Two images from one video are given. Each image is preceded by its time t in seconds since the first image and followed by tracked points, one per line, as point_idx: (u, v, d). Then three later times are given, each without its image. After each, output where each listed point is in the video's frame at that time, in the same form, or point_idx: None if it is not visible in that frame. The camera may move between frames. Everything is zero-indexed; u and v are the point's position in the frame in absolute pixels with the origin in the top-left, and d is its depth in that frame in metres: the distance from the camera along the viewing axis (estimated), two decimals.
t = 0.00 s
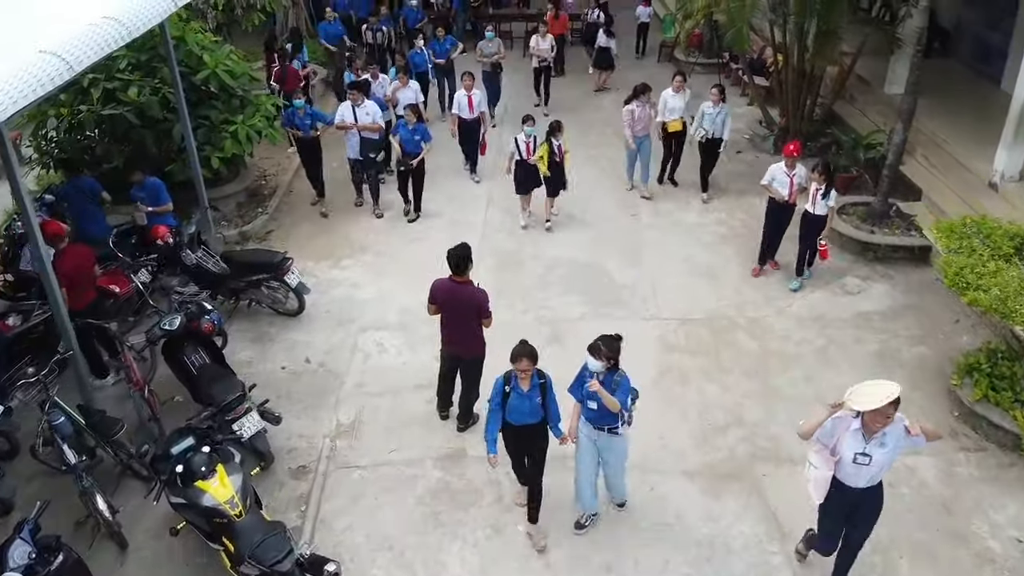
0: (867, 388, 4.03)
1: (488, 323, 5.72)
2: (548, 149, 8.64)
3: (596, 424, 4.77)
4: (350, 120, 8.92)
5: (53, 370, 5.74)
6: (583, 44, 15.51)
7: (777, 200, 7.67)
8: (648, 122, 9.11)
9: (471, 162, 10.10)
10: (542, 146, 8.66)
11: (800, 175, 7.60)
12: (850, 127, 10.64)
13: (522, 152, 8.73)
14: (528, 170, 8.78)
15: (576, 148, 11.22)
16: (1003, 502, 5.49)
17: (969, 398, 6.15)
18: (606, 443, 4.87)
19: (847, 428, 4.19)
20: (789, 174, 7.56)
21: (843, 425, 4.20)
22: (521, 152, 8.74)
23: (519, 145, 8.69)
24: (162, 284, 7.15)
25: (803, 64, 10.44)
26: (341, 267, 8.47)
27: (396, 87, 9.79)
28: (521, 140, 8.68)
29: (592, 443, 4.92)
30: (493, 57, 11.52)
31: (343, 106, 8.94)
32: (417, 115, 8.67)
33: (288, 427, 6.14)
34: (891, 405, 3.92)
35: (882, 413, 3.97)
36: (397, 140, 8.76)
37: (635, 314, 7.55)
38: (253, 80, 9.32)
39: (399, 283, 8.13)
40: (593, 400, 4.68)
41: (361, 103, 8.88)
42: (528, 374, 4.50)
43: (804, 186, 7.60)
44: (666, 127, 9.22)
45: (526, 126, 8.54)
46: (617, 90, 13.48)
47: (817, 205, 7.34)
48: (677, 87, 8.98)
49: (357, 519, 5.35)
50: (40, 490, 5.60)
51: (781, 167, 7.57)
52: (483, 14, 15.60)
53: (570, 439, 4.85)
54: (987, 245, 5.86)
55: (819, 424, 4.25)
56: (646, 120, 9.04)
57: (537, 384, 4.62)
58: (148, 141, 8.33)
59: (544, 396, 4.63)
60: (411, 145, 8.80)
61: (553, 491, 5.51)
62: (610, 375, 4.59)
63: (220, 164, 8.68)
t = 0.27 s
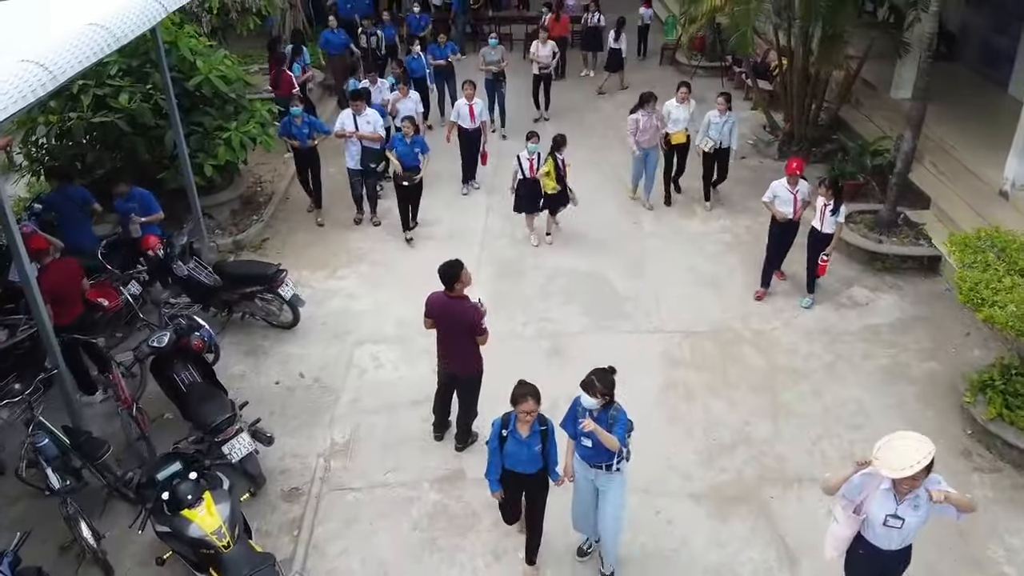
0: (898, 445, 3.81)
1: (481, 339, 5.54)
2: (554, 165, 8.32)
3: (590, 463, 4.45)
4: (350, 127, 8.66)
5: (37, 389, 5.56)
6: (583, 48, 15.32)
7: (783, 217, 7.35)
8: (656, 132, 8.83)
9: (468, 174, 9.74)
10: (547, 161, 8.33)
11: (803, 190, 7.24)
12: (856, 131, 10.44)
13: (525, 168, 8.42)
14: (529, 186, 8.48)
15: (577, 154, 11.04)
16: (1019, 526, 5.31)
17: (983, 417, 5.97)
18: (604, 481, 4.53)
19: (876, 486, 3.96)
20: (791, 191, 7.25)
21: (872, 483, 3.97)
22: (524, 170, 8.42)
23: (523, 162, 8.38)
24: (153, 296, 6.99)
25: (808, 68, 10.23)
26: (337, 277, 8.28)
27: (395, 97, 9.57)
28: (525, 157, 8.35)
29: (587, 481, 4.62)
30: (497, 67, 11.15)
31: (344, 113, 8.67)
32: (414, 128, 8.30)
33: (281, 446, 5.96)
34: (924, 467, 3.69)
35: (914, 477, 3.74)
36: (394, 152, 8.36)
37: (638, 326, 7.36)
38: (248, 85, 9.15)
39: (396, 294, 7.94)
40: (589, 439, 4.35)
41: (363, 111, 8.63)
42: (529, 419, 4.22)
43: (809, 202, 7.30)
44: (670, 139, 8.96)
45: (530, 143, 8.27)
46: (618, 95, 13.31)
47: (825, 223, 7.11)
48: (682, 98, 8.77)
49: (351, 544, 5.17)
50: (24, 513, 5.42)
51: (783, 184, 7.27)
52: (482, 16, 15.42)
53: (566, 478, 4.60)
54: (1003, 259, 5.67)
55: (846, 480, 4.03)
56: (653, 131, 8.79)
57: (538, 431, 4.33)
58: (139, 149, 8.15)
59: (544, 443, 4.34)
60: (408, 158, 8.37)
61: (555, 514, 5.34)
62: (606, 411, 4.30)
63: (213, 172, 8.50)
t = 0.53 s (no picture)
0: (930, 513, 3.47)
1: (469, 356, 5.30)
2: (558, 180, 7.79)
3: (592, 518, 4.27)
4: (348, 138, 8.35)
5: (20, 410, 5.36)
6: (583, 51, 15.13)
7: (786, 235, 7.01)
8: (658, 145, 8.53)
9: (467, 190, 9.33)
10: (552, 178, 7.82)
11: (804, 205, 6.93)
12: (862, 137, 10.25)
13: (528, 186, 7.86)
14: (534, 204, 7.93)
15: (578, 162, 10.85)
16: None
17: (998, 437, 5.78)
18: (607, 537, 4.36)
19: (905, 555, 3.58)
20: (793, 206, 6.92)
21: (900, 550, 3.60)
22: (526, 186, 7.88)
23: (524, 179, 7.84)
24: (142, 309, 6.81)
25: (814, 71, 10.02)
26: (333, 288, 8.08)
27: (396, 107, 9.22)
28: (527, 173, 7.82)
29: (589, 534, 4.43)
30: (501, 78, 10.93)
31: (340, 124, 8.40)
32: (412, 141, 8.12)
33: (273, 468, 5.76)
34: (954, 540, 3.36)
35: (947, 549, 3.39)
36: (392, 168, 8.12)
37: (642, 339, 7.16)
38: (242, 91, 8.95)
39: (393, 305, 7.75)
40: (591, 494, 4.16)
41: (360, 122, 8.33)
42: (518, 470, 4.00)
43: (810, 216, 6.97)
44: (674, 152, 8.67)
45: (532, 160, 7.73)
46: (619, 99, 13.13)
47: (834, 238, 6.91)
48: (688, 111, 8.54)
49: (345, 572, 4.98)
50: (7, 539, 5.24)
51: (784, 200, 6.92)
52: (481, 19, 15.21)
53: (567, 535, 4.40)
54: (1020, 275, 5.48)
55: (870, 546, 3.69)
56: (656, 144, 8.50)
57: (528, 483, 4.11)
58: (131, 157, 7.97)
59: (534, 495, 4.12)
60: (406, 172, 8.14)
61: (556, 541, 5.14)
62: (612, 464, 4.08)
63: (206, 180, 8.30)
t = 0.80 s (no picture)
0: None
1: (453, 373, 5.03)
2: (565, 198, 7.52)
3: None
4: (342, 145, 8.06)
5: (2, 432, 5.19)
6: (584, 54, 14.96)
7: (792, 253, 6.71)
8: (657, 157, 8.31)
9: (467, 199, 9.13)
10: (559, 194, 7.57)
11: (811, 224, 6.61)
12: (869, 143, 10.06)
13: (532, 205, 7.54)
14: (541, 223, 7.62)
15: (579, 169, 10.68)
16: None
17: (1015, 459, 5.60)
18: None
19: None
20: (798, 225, 6.62)
21: None
22: (530, 207, 7.55)
23: (529, 198, 7.51)
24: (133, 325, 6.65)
25: (819, 76, 9.83)
26: (328, 299, 7.89)
27: (395, 117, 8.97)
28: (532, 192, 7.50)
29: None
30: (504, 87, 10.54)
31: (333, 135, 8.12)
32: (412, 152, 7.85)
33: (265, 491, 5.57)
34: None
35: None
36: (391, 182, 7.90)
37: (645, 353, 6.97)
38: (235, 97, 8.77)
39: (390, 317, 7.56)
40: (600, 555, 3.86)
41: (353, 133, 8.06)
42: (490, 527, 3.73)
43: (819, 236, 6.65)
44: (684, 167, 8.41)
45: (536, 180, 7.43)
46: (622, 103, 12.95)
47: (846, 258, 6.56)
48: (697, 123, 8.15)
49: None
50: None
51: (790, 217, 6.63)
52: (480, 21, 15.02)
53: None
54: None
55: None
56: (655, 157, 8.29)
57: (503, 546, 3.79)
58: (121, 165, 7.80)
59: (511, 559, 3.78)
60: (404, 184, 7.90)
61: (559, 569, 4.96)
62: (626, 525, 3.79)
63: (199, 189, 8.12)
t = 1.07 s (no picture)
0: None
1: (437, 396, 4.76)
2: (569, 223, 6.96)
3: None
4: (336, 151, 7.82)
5: None
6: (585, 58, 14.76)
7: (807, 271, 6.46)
8: (660, 173, 7.90)
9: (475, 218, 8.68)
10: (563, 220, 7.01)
11: (828, 245, 6.35)
12: (876, 150, 9.89)
13: (536, 232, 7.05)
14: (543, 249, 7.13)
15: (581, 176, 10.49)
16: None
17: None
18: None
19: None
20: (813, 243, 6.36)
21: None
22: (533, 233, 7.06)
23: (531, 224, 6.99)
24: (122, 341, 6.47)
25: (824, 82, 9.65)
26: (324, 311, 7.70)
27: (396, 129, 8.60)
28: (535, 218, 6.97)
29: None
30: (505, 98, 10.13)
31: (328, 145, 7.95)
32: (414, 168, 7.31)
33: (256, 516, 5.38)
34: None
35: None
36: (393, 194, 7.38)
37: (649, 368, 6.78)
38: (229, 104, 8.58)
39: (387, 330, 7.37)
40: None
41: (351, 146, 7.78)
42: None
43: (835, 255, 6.41)
44: (691, 181, 7.94)
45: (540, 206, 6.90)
46: (623, 108, 12.78)
47: (864, 280, 6.29)
48: (706, 137, 7.74)
49: None
50: None
51: (807, 233, 6.38)
52: (480, 25, 14.84)
53: None
54: None
55: None
56: (657, 172, 7.86)
57: None
58: (111, 174, 7.60)
59: None
60: (406, 198, 7.36)
61: None
62: None
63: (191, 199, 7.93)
